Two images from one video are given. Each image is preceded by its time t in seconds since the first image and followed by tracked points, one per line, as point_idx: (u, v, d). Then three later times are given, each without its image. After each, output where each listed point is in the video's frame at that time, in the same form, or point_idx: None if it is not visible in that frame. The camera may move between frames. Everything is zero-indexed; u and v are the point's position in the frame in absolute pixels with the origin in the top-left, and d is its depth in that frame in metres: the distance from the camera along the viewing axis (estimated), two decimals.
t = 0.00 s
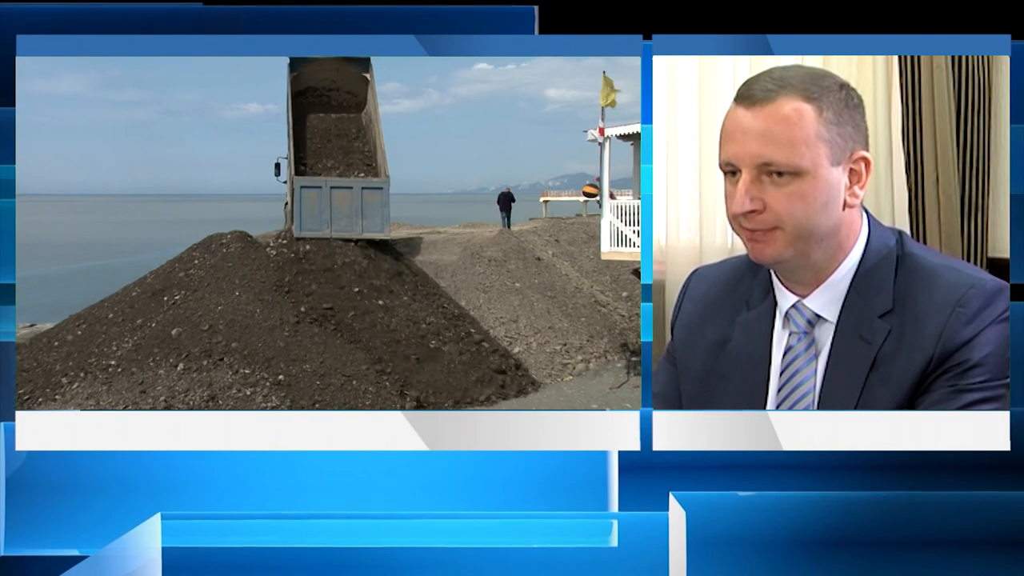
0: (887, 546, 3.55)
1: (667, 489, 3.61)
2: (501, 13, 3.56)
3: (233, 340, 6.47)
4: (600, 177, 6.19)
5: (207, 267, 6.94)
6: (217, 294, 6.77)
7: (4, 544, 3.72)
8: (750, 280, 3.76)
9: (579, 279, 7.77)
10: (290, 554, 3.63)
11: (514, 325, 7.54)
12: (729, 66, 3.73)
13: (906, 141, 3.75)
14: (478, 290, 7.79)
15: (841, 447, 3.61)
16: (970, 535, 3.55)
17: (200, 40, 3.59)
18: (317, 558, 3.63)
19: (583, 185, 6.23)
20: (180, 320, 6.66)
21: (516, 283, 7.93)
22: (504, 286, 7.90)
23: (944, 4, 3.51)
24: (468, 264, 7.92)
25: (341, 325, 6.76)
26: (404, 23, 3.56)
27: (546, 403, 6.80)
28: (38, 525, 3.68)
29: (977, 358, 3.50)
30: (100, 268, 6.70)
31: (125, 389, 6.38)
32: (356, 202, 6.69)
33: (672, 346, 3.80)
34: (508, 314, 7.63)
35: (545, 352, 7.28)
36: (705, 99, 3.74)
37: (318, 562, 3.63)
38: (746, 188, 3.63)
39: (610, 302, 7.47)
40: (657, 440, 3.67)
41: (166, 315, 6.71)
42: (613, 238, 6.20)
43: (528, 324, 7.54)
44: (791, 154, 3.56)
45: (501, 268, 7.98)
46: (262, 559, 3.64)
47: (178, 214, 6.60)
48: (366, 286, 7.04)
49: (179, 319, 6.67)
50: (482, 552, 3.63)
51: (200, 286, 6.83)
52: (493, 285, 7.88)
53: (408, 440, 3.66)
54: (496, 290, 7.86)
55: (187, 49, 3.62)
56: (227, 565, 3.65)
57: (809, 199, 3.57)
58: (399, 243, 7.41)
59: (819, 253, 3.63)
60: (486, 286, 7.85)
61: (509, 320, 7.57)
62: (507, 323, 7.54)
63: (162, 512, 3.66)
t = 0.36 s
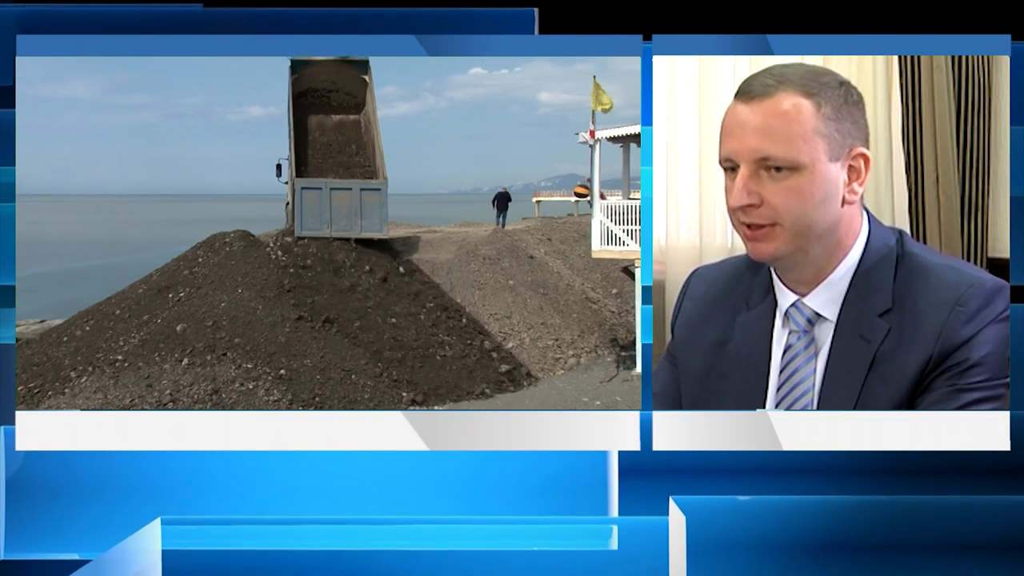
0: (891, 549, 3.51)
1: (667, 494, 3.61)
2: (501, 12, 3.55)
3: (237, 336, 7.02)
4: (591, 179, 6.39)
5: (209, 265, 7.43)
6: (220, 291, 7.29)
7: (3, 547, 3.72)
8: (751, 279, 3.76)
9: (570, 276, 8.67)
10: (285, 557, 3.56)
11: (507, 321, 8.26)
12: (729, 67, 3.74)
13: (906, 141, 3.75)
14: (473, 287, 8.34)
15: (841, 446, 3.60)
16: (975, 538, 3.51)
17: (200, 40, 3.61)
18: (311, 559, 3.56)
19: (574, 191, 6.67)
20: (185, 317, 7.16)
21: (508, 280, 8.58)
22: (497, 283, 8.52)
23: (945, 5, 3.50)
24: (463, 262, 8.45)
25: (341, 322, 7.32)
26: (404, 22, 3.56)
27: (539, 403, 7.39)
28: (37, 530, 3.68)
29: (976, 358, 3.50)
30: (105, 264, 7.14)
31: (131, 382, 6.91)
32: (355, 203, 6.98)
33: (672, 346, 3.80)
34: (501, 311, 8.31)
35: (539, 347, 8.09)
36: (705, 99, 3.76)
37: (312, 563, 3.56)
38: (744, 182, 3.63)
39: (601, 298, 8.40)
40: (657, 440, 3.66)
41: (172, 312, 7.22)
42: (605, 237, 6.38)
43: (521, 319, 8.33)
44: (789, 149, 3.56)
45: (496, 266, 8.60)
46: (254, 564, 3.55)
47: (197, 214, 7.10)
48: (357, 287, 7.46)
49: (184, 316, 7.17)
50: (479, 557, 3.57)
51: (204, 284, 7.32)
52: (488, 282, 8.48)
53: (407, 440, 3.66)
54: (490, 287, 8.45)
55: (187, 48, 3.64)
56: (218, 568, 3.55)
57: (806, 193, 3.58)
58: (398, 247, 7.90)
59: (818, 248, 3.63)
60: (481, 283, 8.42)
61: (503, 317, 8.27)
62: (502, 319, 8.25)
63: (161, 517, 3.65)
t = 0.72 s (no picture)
0: (892, 550, 3.47)
1: (667, 498, 3.59)
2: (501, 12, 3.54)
3: (239, 332, 7.16)
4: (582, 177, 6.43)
5: (212, 262, 7.42)
6: (223, 287, 7.38)
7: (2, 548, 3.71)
8: (750, 279, 3.76)
9: (563, 274, 7.77)
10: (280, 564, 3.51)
11: (500, 317, 8.12)
12: (729, 66, 3.73)
13: (906, 141, 3.75)
14: (468, 284, 8.26)
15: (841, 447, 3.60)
16: (977, 541, 3.46)
17: (200, 39, 3.59)
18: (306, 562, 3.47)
19: (568, 187, 6.55)
20: (189, 312, 7.31)
21: (502, 276, 8.32)
22: (490, 280, 8.35)
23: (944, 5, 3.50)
24: (458, 259, 8.19)
25: (340, 318, 7.47)
26: (403, 21, 3.56)
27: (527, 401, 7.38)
28: (36, 533, 3.68)
29: (977, 358, 3.49)
30: (103, 265, 6.81)
31: (137, 375, 7.06)
32: (354, 202, 7.05)
33: (672, 346, 3.77)
34: (495, 308, 8.20)
35: (531, 341, 7.89)
36: (705, 99, 3.76)
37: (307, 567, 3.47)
38: (740, 186, 3.65)
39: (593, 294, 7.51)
40: (657, 440, 3.68)
41: (176, 307, 7.35)
42: (595, 235, 6.47)
43: (514, 315, 8.10)
44: (784, 151, 3.57)
45: (489, 263, 8.29)
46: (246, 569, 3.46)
47: (198, 216, 6.73)
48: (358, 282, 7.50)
49: (188, 311, 7.32)
50: (478, 560, 3.51)
51: (207, 281, 7.40)
52: (481, 279, 8.30)
53: (408, 440, 3.67)
54: (484, 283, 8.32)
55: (187, 47, 3.62)
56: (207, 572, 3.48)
57: (802, 197, 3.58)
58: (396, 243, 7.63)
59: (816, 251, 3.63)
60: (475, 280, 8.29)
61: (497, 313, 8.16)
62: (495, 315, 8.14)
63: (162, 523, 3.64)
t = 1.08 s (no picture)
0: (888, 546, 3.53)
1: (668, 503, 3.59)
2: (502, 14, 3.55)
3: (240, 328, 7.28)
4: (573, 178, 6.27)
5: (216, 259, 7.39)
6: (224, 284, 7.49)
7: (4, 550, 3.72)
8: (750, 278, 3.76)
9: (553, 270, 7.32)
10: (292, 564, 3.62)
11: (495, 313, 7.77)
12: (729, 66, 3.72)
13: (906, 140, 3.75)
14: (462, 280, 7.86)
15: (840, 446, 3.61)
16: (972, 536, 3.53)
17: (200, 42, 3.59)
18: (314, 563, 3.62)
19: (560, 187, 6.30)
20: (193, 308, 7.45)
21: (497, 274, 7.83)
22: (485, 275, 7.91)
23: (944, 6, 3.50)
24: (453, 257, 7.82)
25: (337, 314, 7.47)
26: (404, 22, 3.56)
27: (522, 400, 6.95)
28: (37, 539, 3.68)
29: (977, 358, 3.49)
30: (113, 261, 6.70)
31: (143, 368, 7.28)
32: (353, 203, 7.15)
33: (672, 346, 3.76)
34: (489, 303, 7.84)
35: (524, 336, 7.48)
36: (705, 97, 3.74)
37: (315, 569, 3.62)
38: (742, 184, 3.65)
39: (582, 291, 7.16)
40: (657, 440, 3.67)
41: (180, 304, 7.48)
42: (586, 233, 6.48)
43: (507, 312, 7.72)
44: (785, 151, 3.57)
45: (484, 261, 7.83)
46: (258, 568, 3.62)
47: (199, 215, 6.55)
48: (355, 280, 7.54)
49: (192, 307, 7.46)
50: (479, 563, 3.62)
51: (210, 278, 7.47)
52: (476, 276, 7.87)
53: (408, 440, 3.66)
54: (479, 278, 7.90)
55: (187, 48, 3.62)
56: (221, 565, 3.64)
57: (803, 196, 3.58)
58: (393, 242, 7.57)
59: (816, 250, 3.64)
60: (469, 277, 7.87)
61: (491, 308, 7.81)
62: (489, 311, 7.79)
63: (162, 527, 3.65)
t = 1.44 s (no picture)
0: (887, 542, 3.53)
1: (668, 508, 3.59)
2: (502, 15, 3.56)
3: (241, 325, 7.38)
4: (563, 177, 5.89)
5: (218, 258, 7.44)
6: (226, 282, 7.56)
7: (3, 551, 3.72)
8: (750, 279, 3.76)
9: (545, 268, 7.01)
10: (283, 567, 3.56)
11: (489, 310, 7.80)
12: (729, 66, 3.71)
13: (906, 140, 3.75)
14: (458, 279, 7.81)
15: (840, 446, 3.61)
16: (972, 533, 3.52)
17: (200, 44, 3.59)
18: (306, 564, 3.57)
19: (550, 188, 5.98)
20: (195, 305, 7.49)
21: (490, 272, 7.66)
22: (479, 274, 7.74)
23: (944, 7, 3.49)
24: (449, 257, 7.67)
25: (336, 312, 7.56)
26: (404, 22, 3.56)
27: (515, 394, 6.98)
28: (37, 540, 3.69)
29: (976, 358, 3.49)
30: (105, 264, 6.70)
31: (147, 365, 7.30)
32: (352, 205, 6.94)
33: (672, 346, 3.76)
34: (483, 301, 7.84)
35: (517, 333, 7.50)
36: (705, 97, 3.72)
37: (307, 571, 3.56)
38: (740, 187, 3.64)
39: (573, 289, 6.70)
40: (657, 439, 3.67)
41: (183, 301, 7.52)
42: (577, 232, 6.03)
43: (501, 310, 7.76)
44: (783, 152, 3.57)
45: (478, 260, 7.58)
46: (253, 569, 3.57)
47: (199, 215, 6.44)
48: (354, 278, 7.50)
49: (195, 305, 7.49)
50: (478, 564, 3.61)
51: (212, 276, 7.51)
52: (470, 274, 7.75)
53: (407, 440, 3.66)
54: (475, 278, 7.77)
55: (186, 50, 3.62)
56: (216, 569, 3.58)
57: (802, 197, 3.59)
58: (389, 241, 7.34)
59: (815, 251, 3.65)
60: (464, 276, 7.77)
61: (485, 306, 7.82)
62: (483, 309, 7.83)
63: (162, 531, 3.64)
